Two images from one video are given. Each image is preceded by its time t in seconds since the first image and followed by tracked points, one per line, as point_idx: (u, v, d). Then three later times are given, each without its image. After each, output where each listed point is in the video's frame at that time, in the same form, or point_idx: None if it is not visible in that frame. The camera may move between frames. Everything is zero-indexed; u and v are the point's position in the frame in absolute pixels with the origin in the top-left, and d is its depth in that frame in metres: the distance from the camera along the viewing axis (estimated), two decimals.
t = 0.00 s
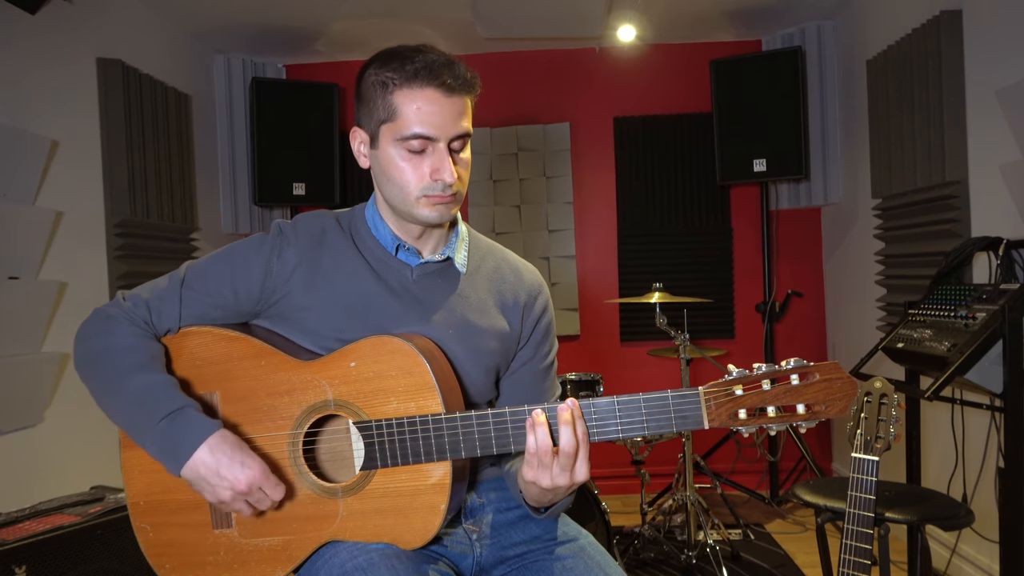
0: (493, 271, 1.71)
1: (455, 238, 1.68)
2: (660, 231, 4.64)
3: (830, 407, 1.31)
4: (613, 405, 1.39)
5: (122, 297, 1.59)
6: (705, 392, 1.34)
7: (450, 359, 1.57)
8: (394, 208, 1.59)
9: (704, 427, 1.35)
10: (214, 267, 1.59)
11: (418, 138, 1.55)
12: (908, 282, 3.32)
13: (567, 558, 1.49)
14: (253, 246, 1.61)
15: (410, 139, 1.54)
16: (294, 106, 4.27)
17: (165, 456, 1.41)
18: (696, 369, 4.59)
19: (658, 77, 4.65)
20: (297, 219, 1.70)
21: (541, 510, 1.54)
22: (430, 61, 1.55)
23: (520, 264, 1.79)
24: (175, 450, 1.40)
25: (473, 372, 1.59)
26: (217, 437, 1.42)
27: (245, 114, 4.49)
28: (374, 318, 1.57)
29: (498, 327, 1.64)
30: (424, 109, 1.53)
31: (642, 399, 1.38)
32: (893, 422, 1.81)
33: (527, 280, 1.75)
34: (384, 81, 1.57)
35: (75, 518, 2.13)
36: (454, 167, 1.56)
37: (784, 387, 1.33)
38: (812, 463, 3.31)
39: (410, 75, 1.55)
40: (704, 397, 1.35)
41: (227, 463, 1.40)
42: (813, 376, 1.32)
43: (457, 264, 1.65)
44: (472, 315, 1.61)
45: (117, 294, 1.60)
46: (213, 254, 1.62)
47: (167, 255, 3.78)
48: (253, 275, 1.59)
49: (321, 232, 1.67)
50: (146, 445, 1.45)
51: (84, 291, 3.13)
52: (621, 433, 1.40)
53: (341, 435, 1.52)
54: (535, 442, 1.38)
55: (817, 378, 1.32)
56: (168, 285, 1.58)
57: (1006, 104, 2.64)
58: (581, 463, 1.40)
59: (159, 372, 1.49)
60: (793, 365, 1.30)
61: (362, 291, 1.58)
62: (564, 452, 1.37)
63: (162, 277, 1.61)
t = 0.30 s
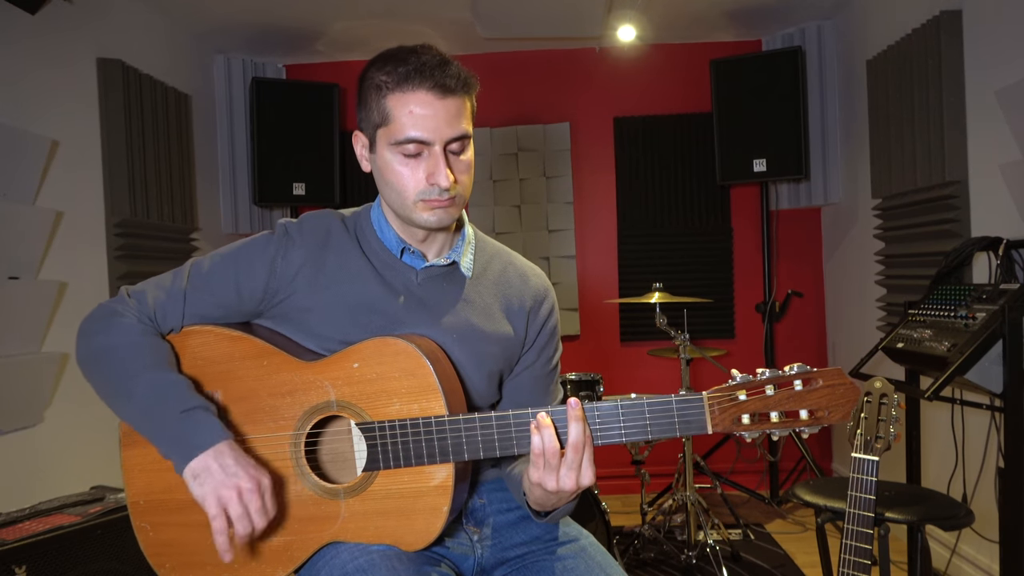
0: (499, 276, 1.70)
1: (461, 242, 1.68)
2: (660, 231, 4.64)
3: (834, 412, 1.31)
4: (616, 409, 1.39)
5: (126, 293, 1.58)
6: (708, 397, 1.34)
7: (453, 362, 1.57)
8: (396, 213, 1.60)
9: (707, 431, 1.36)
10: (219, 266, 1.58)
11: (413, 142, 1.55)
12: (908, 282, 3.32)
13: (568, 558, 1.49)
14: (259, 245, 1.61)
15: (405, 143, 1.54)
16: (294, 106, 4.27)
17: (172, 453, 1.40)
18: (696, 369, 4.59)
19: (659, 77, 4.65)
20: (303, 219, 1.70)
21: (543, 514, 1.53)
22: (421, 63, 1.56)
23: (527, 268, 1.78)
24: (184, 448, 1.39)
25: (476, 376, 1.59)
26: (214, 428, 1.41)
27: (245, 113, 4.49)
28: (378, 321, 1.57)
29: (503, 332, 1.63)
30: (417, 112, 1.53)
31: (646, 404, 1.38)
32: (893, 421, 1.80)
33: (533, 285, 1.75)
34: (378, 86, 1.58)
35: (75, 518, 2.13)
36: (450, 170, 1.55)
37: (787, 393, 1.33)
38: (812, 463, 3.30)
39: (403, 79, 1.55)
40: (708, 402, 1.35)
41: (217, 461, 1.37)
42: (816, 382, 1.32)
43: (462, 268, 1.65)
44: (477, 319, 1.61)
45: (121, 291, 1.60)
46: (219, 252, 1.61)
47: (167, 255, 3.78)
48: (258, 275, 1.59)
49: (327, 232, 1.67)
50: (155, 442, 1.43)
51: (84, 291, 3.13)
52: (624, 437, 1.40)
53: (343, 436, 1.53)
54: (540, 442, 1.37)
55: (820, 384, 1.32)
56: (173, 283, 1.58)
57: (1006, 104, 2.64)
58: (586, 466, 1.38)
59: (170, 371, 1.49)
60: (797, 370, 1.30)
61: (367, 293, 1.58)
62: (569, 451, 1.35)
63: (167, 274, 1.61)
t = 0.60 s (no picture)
0: (500, 273, 1.70)
1: (461, 240, 1.68)
2: (660, 231, 4.64)
3: (834, 414, 1.31)
4: (618, 409, 1.39)
5: (126, 293, 1.58)
6: (710, 398, 1.34)
7: (454, 361, 1.57)
8: (401, 204, 1.58)
9: (708, 432, 1.36)
10: (218, 267, 1.58)
11: (427, 134, 1.54)
12: (908, 282, 3.32)
13: (568, 558, 1.49)
14: (259, 246, 1.61)
15: (419, 135, 1.54)
16: (294, 106, 4.27)
17: (176, 453, 1.41)
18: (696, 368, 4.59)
19: (659, 77, 4.65)
20: (303, 219, 1.69)
21: (545, 514, 1.53)
22: (441, 57, 1.56)
23: (527, 264, 1.78)
24: (183, 448, 1.40)
25: (478, 374, 1.59)
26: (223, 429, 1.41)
27: (245, 113, 4.49)
28: (379, 320, 1.57)
29: (504, 330, 1.63)
30: (434, 104, 1.53)
31: (647, 405, 1.38)
32: (893, 421, 1.79)
33: (534, 281, 1.74)
34: (393, 76, 1.58)
35: (75, 518, 2.13)
36: (463, 164, 1.55)
37: (788, 394, 1.33)
38: (812, 463, 3.30)
39: (420, 71, 1.55)
40: (709, 403, 1.34)
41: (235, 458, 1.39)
42: (818, 384, 1.32)
43: (463, 266, 1.65)
44: (477, 317, 1.61)
45: (120, 290, 1.60)
46: (218, 253, 1.61)
47: (167, 255, 3.78)
48: (257, 276, 1.58)
49: (326, 232, 1.66)
50: (157, 444, 1.44)
51: (84, 291, 3.13)
52: (625, 438, 1.40)
53: (343, 436, 1.52)
54: (541, 444, 1.37)
55: (821, 386, 1.32)
56: (172, 284, 1.58)
57: (1006, 104, 2.64)
58: (586, 467, 1.38)
59: (165, 371, 1.50)
60: (798, 372, 1.30)
61: (368, 292, 1.58)
62: (569, 452, 1.36)
63: (166, 275, 1.61)
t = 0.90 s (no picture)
0: (500, 271, 1.70)
1: (461, 238, 1.68)
2: (660, 231, 4.64)
3: (836, 415, 1.31)
4: (618, 410, 1.39)
5: (129, 291, 1.59)
6: (711, 398, 1.34)
7: (455, 360, 1.57)
8: (397, 204, 1.59)
9: (709, 432, 1.36)
10: (220, 266, 1.58)
11: (416, 131, 1.54)
12: (908, 282, 3.32)
13: (568, 558, 1.48)
14: (260, 245, 1.60)
15: (408, 132, 1.54)
16: (294, 106, 4.27)
17: (176, 438, 1.43)
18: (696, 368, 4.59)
19: (659, 77, 4.65)
20: (304, 218, 1.69)
21: (545, 513, 1.53)
22: (424, 52, 1.55)
23: (528, 263, 1.78)
24: (186, 433, 1.42)
25: (478, 373, 1.59)
26: (225, 416, 1.42)
27: (245, 113, 4.49)
28: (380, 319, 1.57)
29: (505, 328, 1.63)
30: (420, 101, 1.53)
31: (647, 405, 1.38)
32: (893, 421, 1.80)
33: (535, 280, 1.74)
34: (380, 76, 1.58)
35: (75, 518, 2.13)
36: (454, 159, 1.55)
37: (790, 395, 1.33)
38: (812, 463, 3.29)
39: (406, 68, 1.55)
40: (710, 404, 1.34)
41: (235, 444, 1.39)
42: (818, 385, 1.32)
43: (464, 265, 1.65)
44: (478, 316, 1.61)
45: (124, 288, 1.61)
46: (220, 251, 1.61)
47: (167, 255, 3.78)
48: (259, 274, 1.58)
49: (328, 230, 1.66)
50: (158, 430, 1.45)
51: (84, 291, 3.13)
52: (625, 438, 1.40)
53: (344, 434, 1.52)
54: (542, 442, 1.37)
55: (822, 387, 1.32)
56: (174, 283, 1.58)
57: (1007, 105, 2.64)
58: (587, 467, 1.38)
59: (169, 359, 1.50)
60: (799, 373, 1.30)
61: (369, 291, 1.58)
62: (569, 452, 1.36)
63: (169, 274, 1.61)
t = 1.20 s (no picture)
0: (499, 272, 1.70)
1: (461, 239, 1.68)
2: (661, 231, 4.64)
3: (833, 410, 1.32)
4: (617, 407, 1.39)
5: (128, 293, 1.58)
6: (709, 394, 1.34)
7: (453, 360, 1.57)
8: (402, 204, 1.59)
9: (707, 428, 1.36)
10: (221, 265, 1.58)
11: (425, 132, 1.54)
12: (908, 282, 3.32)
13: (568, 558, 1.49)
14: (260, 244, 1.60)
15: (417, 133, 1.54)
16: (294, 106, 4.27)
17: (167, 457, 1.42)
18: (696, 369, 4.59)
19: (659, 77, 4.65)
20: (304, 217, 1.69)
21: (544, 511, 1.52)
22: (436, 54, 1.55)
23: (526, 264, 1.78)
24: (175, 452, 1.41)
25: (477, 372, 1.59)
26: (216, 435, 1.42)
27: (245, 113, 4.49)
28: (380, 319, 1.57)
29: (503, 329, 1.63)
30: (431, 102, 1.53)
31: (646, 401, 1.38)
32: (893, 421, 1.80)
33: (533, 280, 1.74)
34: (391, 75, 1.58)
35: (75, 518, 2.13)
36: (461, 161, 1.55)
37: (787, 391, 1.33)
38: (812, 463, 3.29)
39: (417, 69, 1.55)
40: (708, 399, 1.35)
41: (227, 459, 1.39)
42: (816, 380, 1.32)
43: (463, 265, 1.65)
44: (477, 316, 1.61)
45: (123, 290, 1.60)
46: (220, 251, 1.61)
47: (167, 255, 3.78)
48: (259, 274, 1.58)
49: (328, 231, 1.66)
50: (149, 447, 1.45)
51: (84, 291, 3.13)
52: (624, 435, 1.40)
53: (344, 434, 1.53)
54: (541, 440, 1.36)
55: (819, 382, 1.32)
56: (174, 283, 1.58)
57: (1007, 104, 2.64)
58: (586, 463, 1.38)
59: (161, 373, 1.49)
60: (796, 368, 1.30)
61: (368, 290, 1.58)
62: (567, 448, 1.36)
63: (169, 273, 1.60)
